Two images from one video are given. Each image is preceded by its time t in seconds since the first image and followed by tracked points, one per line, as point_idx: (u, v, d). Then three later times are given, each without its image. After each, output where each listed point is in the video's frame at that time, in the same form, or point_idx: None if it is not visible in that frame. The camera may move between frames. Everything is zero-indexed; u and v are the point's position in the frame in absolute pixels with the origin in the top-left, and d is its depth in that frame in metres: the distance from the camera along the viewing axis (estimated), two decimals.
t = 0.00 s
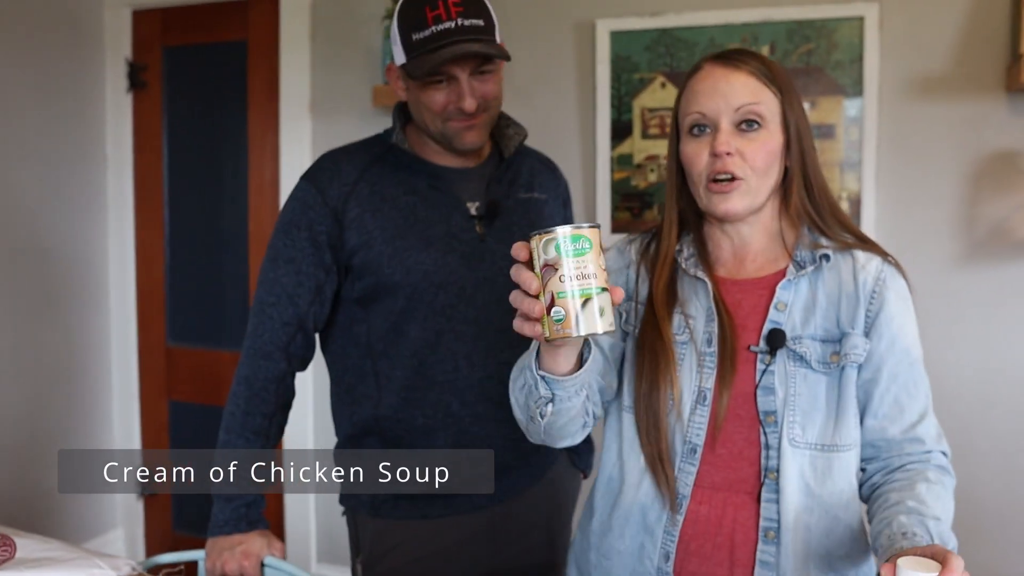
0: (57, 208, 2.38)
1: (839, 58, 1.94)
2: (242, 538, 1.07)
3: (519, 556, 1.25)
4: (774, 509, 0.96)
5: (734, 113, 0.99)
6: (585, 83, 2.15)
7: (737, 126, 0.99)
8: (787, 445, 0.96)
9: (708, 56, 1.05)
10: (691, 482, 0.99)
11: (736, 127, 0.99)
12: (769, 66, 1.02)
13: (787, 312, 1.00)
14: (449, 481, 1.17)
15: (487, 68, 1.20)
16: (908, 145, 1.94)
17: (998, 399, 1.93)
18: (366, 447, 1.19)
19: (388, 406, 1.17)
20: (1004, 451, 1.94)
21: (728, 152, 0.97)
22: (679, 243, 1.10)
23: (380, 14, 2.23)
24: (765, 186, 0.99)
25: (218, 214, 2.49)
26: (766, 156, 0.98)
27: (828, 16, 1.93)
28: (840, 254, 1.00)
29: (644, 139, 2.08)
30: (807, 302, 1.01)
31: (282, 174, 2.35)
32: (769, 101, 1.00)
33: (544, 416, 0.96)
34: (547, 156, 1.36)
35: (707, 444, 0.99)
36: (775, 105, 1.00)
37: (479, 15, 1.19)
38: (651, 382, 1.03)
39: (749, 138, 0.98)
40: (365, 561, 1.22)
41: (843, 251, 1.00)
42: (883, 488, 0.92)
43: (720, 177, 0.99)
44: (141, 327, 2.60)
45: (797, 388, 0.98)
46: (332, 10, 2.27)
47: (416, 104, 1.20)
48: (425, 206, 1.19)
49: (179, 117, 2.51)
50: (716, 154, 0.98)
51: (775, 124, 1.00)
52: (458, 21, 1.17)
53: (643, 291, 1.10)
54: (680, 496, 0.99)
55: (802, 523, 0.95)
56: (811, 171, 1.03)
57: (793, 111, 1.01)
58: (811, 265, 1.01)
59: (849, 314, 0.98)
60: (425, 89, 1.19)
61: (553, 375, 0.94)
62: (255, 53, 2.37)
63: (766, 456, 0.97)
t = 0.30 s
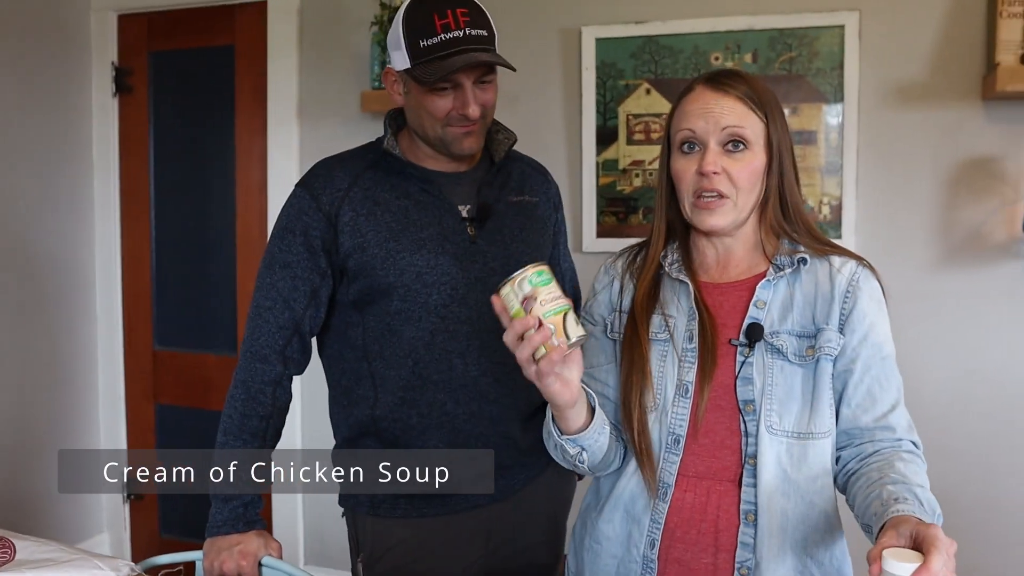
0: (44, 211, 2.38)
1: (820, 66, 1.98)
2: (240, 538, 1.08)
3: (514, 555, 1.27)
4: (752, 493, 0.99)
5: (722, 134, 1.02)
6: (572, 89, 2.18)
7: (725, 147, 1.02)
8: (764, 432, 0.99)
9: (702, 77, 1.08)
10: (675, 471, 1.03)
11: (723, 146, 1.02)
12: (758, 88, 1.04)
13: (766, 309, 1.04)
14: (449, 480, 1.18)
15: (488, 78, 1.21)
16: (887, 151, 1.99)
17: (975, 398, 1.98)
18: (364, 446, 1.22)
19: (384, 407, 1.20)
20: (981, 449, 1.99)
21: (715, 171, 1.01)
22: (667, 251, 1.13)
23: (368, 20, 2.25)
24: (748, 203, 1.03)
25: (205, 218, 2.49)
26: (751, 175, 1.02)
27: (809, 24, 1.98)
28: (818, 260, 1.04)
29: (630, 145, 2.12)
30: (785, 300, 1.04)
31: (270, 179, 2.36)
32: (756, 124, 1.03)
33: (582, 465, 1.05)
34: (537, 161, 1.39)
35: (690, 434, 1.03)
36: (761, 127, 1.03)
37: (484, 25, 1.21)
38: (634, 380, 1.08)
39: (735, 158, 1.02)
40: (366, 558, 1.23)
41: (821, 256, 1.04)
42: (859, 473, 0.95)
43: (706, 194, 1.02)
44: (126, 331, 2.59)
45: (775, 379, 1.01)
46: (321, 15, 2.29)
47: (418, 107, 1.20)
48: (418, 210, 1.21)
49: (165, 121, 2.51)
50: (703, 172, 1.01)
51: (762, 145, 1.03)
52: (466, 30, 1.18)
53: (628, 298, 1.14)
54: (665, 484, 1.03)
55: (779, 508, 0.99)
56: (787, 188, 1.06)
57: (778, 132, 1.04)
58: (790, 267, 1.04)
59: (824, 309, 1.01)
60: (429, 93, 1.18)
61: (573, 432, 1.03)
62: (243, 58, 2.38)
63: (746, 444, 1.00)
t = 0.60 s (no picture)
0: (27, 213, 2.37)
1: (797, 73, 2.04)
2: (235, 535, 1.10)
3: (502, 548, 1.31)
4: (724, 481, 1.05)
5: (695, 150, 1.07)
6: (555, 95, 2.22)
7: (699, 161, 1.07)
8: (735, 424, 1.05)
9: (681, 92, 1.13)
10: (654, 460, 1.09)
11: (697, 162, 1.07)
12: (734, 105, 1.09)
13: (740, 308, 1.09)
14: (449, 480, 1.21)
15: (482, 86, 1.24)
16: (861, 156, 2.05)
17: (946, 395, 2.05)
18: (359, 446, 1.24)
19: (378, 405, 1.22)
20: (952, 444, 2.05)
21: (688, 184, 1.06)
22: (652, 254, 1.19)
23: (354, 26, 2.27)
24: (721, 215, 1.08)
25: (190, 221, 2.49)
26: (724, 188, 1.07)
27: (786, 32, 2.04)
28: (791, 264, 1.08)
29: (612, 149, 2.16)
30: (758, 301, 1.09)
31: (255, 182, 2.37)
32: (728, 140, 1.07)
33: (569, 455, 1.13)
34: (523, 164, 1.43)
35: (668, 425, 1.09)
36: (734, 143, 1.08)
37: (482, 35, 1.23)
38: (615, 374, 1.15)
39: (709, 173, 1.07)
40: (359, 557, 1.26)
41: (795, 260, 1.08)
42: (825, 467, 0.98)
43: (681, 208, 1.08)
44: (110, 335, 2.59)
45: (747, 374, 1.06)
46: (307, 20, 2.31)
47: (413, 113, 1.23)
48: (412, 212, 1.24)
49: (149, 124, 2.51)
50: (677, 186, 1.07)
51: (735, 159, 1.08)
52: (464, 39, 1.21)
53: (615, 298, 1.20)
54: (645, 471, 1.09)
55: (749, 497, 1.03)
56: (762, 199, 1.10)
57: (752, 146, 1.09)
58: (764, 269, 1.09)
59: (794, 308, 1.06)
60: (425, 100, 1.21)
61: (557, 428, 1.11)
62: (228, 62, 2.39)
63: (720, 435, 1.06)
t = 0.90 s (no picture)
0: (23, 215, 2.39)
1: (784, 79, 2.09)
2: (241, 530, 1.13)
3: (498, 544, 1.35)
4: (715, 474, 1.09)
5: (672, 156, 1.12)
6: (547, 100, 2.25)
7: (677, 166, 1.12)
8: (726, 420, 1.09)
9: (668, 101, 1.18)
10: (649, 453, 1.14)
11: (675, 166, 1.12)
12: (712, 112, 1.13)
13: (732, 309, 1.13)
14: (448, 480, 1.26)
15: (482, 93, 1.28)
16: (846, 161, 2.10)
17: (929, 394, 2.10)
18: (360, 445, 1.27)
19: (379, 404, 1.25)
20: (936, 442, 2.10)
21: (664, 188, 1.11)
22: (649, 256, 1.23)
23: (349, 31, 2.30)
24: (700, 216, 1.12)
25: (184, 223, 2.51)
26: (701, 190, 1.11)
27: (773, 40, 2.08)
28: (781, 263, 1.12)
29: (603, 154, 2.20)
30: (750, 301, 1.13)
31: (250, 185, 2.39)
32: (704, 144, 1.11)
33: (565, 447, 1.18)
34: (520, 169, 1.47)
35: (662, 420, 1.14)
36: (711, 147, 1.11)
37: (482, 43, 1.27)
38: (612, 371, 1.19)
39: (686, 175, 1.11)
40: (360, 550, 1.30)
41: (785, 260, 1.13)
42: (820, 462, 1.02)
43: (663, 211, 1.13)
44: (104, 337, 2.60)
45: (738, 371, 1.11)
46: (302, 25, 2.34)
47: (415, 119, 1.26)
48: (414, 216, 1.27)
49: (144, 127, 2.52)
50: (655, 192, 1.12)
51: (712, 161, 1.11)
52: (465, 47, 1.24)
53: (612, 299, 1.25)
54: (639, 465, 1.14)
55: (740, 490, 1.08)
56: (747, 198, 1.13)
57: (731, 149, 1.12)
58: (755, 269, 1.13)
59: (785, 308, 1.10)
60: (427, 106, 1.25)
61: (554, 421, 1.16)
62: (223, 66, 2.41)
63: (712, 430, 1.11)
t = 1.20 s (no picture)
0: (24, 220, 2.41)
1: (773, 88, 2.14)
2: (246, 526, 1.16)
3: (496, 540, 1.38)
4: (711, 469, 1.13)
5: (665, 161, 1.16)
6: (541, 107, 2.29)
7: (671, 170, 1.16)
8: (721, 415, 1.13)
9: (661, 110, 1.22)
10: (646, 449, 1.17)
11: (669, 171, 1.16)
12: (703, 120, 1.17)
13: (725, 308, 1.18)
14: (448, 480, 1.30)
15: (482, 103, 1.32)
16: (834, 168, 2.15)
17: (915, 395, 2.15)
18: (363, 444, 1.31)
19: (381, 404, 1.29)
20: (921, 442, 2.15)
21: (659, 192, 1.15)
22: (644, 259, 1.27)
23: (347, 39, 2.34)
24: (694, 218, 1.16)
25: (182, 227, 2.54)
26: (695, 193, 1.15)
27: (763, 49, 2.13)
28: (774, 263, 1.17)
29: (596, 160, 2.24)
30: (743, 300, 1.17)
31: (248, 191, 2.42)
32: (696, 149, 1.15)
33: (563, 442, 1.22)
34: (517, 177, 1.51)
35: (659, 416, 1.18)
36: (703, 152, 1.15)
37: (482, 54, 1.31)
38: (609, 370, 1.23)
39: (681, 179, 1.15)
40: (363, 546, 1.33)
41: (777, 260, 1.17)
42: (811, 457, 1.05)
43: (660, 214, 1.16)
44: (103, 340, 2.63)
45: (732, 368, 1.15)
46: (300, 33, 2.37)
47: (416, 127, 1.30)
48: (415, 220, 1.31)
49: (142, 133, 2.55)
50: (650, 196, 1.16)
51: (705, 165, 1.15)
52: (465, 58, 1.28)
53: (609, 300, 1.29)
54: (638, 460, 1.18)
55: (736, 484, 1.12)
56: (738, 201, 1.18)
57: (722, 154, 1.16)
58: (747, 269, 1.17)
59: (777, 307, 1.14)
60: (428, 115, 1.28)
61: (551, 413, 1.18)
62: (221, 72, 2.44)
63: (708, 426, 1.15)
